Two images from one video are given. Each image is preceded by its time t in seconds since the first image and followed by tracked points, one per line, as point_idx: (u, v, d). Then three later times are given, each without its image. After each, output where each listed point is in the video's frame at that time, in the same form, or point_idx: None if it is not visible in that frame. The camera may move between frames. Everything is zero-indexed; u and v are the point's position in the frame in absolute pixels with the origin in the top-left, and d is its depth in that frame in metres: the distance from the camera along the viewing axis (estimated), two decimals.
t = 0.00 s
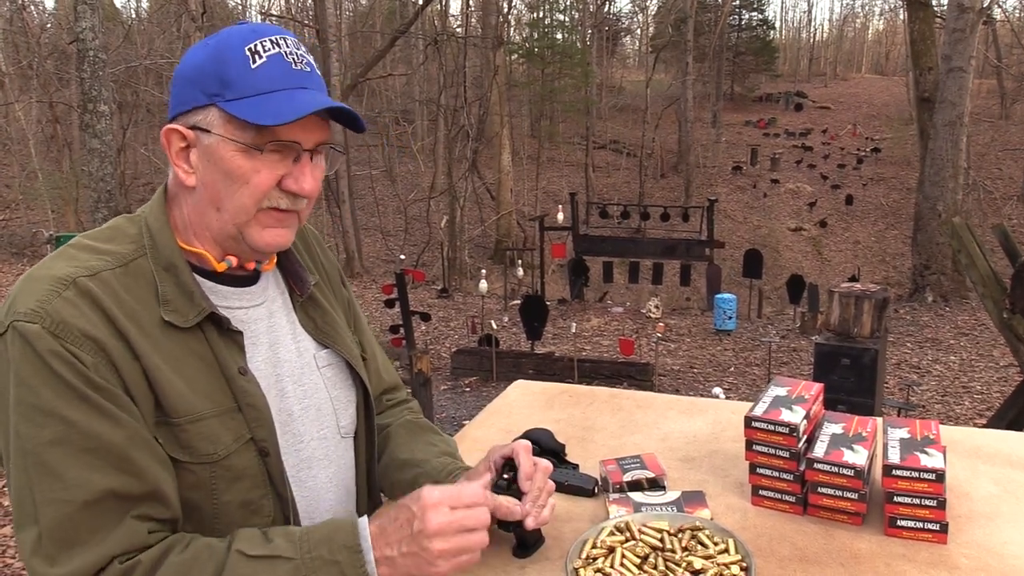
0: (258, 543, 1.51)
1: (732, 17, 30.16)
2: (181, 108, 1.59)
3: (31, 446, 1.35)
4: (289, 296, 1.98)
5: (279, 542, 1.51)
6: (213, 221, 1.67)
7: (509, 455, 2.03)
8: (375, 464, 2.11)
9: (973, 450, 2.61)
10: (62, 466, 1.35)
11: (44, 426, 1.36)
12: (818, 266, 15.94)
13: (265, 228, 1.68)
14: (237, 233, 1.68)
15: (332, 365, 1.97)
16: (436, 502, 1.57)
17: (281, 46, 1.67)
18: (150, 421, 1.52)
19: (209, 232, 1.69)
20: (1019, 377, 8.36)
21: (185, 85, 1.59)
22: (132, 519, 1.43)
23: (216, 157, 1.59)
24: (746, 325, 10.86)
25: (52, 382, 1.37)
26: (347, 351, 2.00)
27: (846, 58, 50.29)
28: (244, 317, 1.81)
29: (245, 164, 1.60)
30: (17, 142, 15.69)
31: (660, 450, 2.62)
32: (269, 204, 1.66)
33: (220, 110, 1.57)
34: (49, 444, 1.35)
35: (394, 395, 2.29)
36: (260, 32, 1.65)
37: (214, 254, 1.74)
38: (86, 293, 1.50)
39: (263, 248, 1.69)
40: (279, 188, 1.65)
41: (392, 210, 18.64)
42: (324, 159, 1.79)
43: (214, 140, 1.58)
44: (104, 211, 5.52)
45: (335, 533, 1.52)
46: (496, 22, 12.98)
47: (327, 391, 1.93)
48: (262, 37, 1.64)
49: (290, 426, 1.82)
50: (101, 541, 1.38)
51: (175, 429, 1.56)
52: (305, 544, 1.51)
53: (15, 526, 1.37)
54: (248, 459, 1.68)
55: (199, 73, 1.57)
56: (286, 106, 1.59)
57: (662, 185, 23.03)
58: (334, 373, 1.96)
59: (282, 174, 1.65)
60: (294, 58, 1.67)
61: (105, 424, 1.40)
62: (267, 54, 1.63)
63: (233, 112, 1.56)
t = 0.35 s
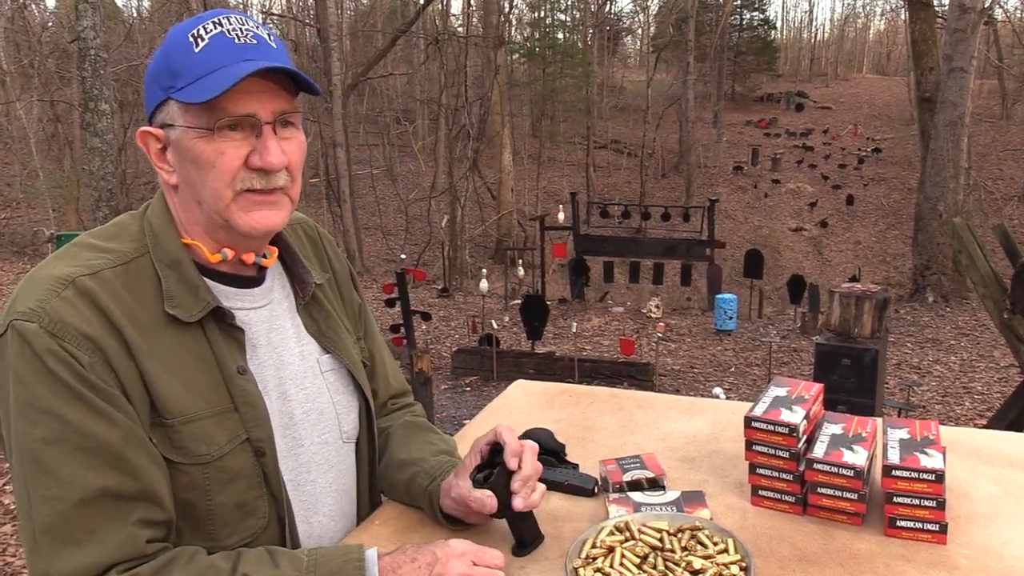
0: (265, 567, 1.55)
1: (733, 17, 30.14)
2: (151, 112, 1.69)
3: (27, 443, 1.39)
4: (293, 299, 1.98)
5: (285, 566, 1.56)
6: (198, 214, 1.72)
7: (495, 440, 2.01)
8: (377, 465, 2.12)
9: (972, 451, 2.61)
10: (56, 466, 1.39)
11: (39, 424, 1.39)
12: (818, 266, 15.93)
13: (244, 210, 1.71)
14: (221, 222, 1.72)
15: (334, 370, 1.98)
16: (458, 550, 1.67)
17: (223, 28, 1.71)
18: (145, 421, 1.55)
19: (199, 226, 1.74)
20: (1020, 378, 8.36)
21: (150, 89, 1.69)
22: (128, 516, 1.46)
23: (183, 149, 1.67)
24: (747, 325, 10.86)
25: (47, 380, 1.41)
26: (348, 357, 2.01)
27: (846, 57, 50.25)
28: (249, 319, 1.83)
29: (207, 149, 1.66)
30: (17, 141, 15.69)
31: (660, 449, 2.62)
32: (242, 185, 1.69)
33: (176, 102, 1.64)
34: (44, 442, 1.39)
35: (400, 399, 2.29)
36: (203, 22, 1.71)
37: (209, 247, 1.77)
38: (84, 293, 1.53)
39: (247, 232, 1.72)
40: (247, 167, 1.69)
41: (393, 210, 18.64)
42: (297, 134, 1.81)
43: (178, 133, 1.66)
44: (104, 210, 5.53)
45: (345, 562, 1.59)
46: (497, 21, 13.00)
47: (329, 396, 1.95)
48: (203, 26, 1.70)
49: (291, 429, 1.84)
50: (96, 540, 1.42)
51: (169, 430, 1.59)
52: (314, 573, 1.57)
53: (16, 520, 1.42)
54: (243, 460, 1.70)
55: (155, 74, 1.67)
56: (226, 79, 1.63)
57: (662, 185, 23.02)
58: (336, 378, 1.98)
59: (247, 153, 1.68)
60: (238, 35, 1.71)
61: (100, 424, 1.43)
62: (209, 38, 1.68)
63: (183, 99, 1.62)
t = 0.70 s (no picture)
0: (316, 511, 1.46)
1: (733, 17, 30.14)
2: (146, 108, 1.68)
3: (57, 418, 1.36)
4: (293, 298, 1.98)
5: (337, 511, 1.46)
6: (194, 209, 1.71)
7: (498, 443, 2.07)
8: (376, 465, 2.11)
9: (971, 450, 2.61)
10: (90, 432, 1.36)
11: (67, 397, 1.37)
12: (819, 266, 15.93)
13: (241, 204, 1.70)
14: (217, 216, 1.71)
15: (334, 370, 1.96)
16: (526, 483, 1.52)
17: (216, 22, 1.69)
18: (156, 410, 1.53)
19: (197, 221, 1.73)
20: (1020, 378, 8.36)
21: (145, 84, 1.67)
22: (168, 475, 1.44)
23: (179, 145, 1.65)
24: (747, 325, 10.86)
25: (69, 357, 1.40)
26: (347, 357, 1.99)
27: (847, 57, 50.20)
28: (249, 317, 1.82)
29: (202, 143, 1.65)
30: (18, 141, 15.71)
31: (659, 450, 2.63)
32: (237, 177, 1.68)
33: (172, 97, 1.63)
34: (75, 412, 1.37)
35: (400, 401, 2.28)
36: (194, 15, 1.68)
37: (208, 242, 1.76)
38: (91, 285, 1.52)
39: (243, 225, 1.71)
40: (242, 159, 1.68)
41: (393, 210, 18.66)
42: (290, 126, 1.80)
43: (174, 128, 1.65)
44: (105, 210, 5.54)
45: (400, 505, 1.46)
46: (498, 22, 13.01)
47: (329, 395, 1.93)
48: (196, 19, 1.67)
49: (290, 428, 1.82)
50: (145, 499, 1.38)
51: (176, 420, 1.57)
52: (368, 516, 1.45)
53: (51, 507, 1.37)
54: (247, 454, 1.67)
55: (148, 70, 1.65)
56: (218, 71, 1.61)
57: (663, 185, 23.04)
58: (336, 378, 1.96)
59: (241, 145, 1.67)
60: (230, 28, 1.68)
61: (127, 393, 1.43)
62: (203, 31, 1.65)
63: (178, 94, 1.61)
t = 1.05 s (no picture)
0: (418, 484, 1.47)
1: (733, 17, 30.13)
2: (172, 103, 1.66)
3: (129, 374, 1.32)
4: (297, 297, 1.98)
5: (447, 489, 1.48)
6: (221, 203, 1.70)
7: (500, 446, 2.08)
8: (376, 464, 2.10)
9: (971, 451, 2.62)
10: (165, 384, 1.34)
11: (136, 356, 1.35)
12: (819, 267, 15.93)
13: (272, 196, 1.71)
14: (246, 209, 1.70)
15: (339, 367, 1.96)
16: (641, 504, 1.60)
17: (248, 22, 1.70)
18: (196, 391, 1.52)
19: (222, 215, 1.72)
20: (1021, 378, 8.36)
21: (171, 80, 1.66)
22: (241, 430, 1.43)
23: (209, 138, 1.65)
24: (748, 325, 10.85)
25: (131, 322, 1.38)
26: (352, 354, 2.00)
27: (848, 57, 50.14)
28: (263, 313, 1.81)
29: (236, 136, 1.65)
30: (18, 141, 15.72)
31: (659, 450, 2.63)
32: (267, 169, 1.69)
33: (203, 91, 1.63)
34: (148, 367, 1.34)
35: (395, 400, 2.28)
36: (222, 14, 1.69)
37: (230, 236, 1.75)
38: (132, 270, 1.50)
39: (270, 218, 1.72)
40: (274, 152, 1.69)
41: (393, 211, 18.66)
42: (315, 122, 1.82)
43: (204, 122, 1.64)
44: (106, 210, 5.54)
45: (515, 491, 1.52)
46: (498, 22, 13.00)
47: (335, 392, 1.92)
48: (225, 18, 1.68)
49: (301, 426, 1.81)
50: (231, 442, 1.35)
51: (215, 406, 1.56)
52: (478, 494, 1.46)
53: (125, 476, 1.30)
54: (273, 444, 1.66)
55: (177, 65, 1.64)
56: (256, 66, 1.62)
57: (663, 185, 23.03)
58: (342, 375, 1.96)
59: (274, 138, 1.69)
60: (261, 28, 1.70)
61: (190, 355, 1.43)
62: (235, 30, 1.66)
63: (212, 87, 1.61)
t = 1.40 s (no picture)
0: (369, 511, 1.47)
1: (735, 19, 30.15)
2: (192, 101, 1.62)
3: (125, 424, 1.32)
4: (306, 297, 1.98)
5: (392, 510, 1.46)
6: (243, 206, 1.69)
7: (500, 447, 2.06)
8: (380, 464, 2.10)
9: (973, 455, 2.61)
10: (157, 439, 1.33)
11: (133, 403, 1.34)
12: (820, 268, 15.92)
13: (296, 200, 1.70)
14: (270, 211, 1.69)
15: (349, 368, 1.97)
16: (579, 485, 1.53)
17: (271, 21, 1.70)
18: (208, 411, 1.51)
19: (242, 218, 1.70)
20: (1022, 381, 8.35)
21: (191, 77, 1.62)
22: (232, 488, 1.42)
23: (234, 139, 1.63)
24: (749, 327, 10.85)
25: (133, 364, 1.36)
26: (363, 354, 2.01)
27: (849, 59, 50.09)
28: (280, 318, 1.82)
29: (263, 137, 1.64)
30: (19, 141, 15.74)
31: (659, 452, 2.63)
32: (294, 171, 1.68)
33: (229, 92, 1.60)
34: (144, 418, 1.33)
35: (397, 397, 2.29)
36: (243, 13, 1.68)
37: (249, 239, 1.73)
38: (145, 286, 1.48)
39: (293, 221, 1.72)
40: (301, 154, 1.69)
41: (394, 211, 18.67)
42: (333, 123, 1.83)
43: (228, 122, 1.62)
44: (108, 210, 5.53)
45: (454, 497, 1.48)
46: (499, 24, 12.99)
47: (346, 394, 1.93)
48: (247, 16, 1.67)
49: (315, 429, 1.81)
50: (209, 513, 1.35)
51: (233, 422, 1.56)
52: (423, 513, 1.45)
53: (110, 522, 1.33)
54: (291, 453, 1.66)
55: (199, 63, 1.61)
56: (287, 67, 1.62)
57: (664, 186, 23.03)
58: (352, 376, 1.97)
59: (301, 140, 1.68)
60: (285, 28, 1.70)
61: (192, 399, 1.41)
62: (259, 28, 1.65)
63: (241, 87, 1.59)
